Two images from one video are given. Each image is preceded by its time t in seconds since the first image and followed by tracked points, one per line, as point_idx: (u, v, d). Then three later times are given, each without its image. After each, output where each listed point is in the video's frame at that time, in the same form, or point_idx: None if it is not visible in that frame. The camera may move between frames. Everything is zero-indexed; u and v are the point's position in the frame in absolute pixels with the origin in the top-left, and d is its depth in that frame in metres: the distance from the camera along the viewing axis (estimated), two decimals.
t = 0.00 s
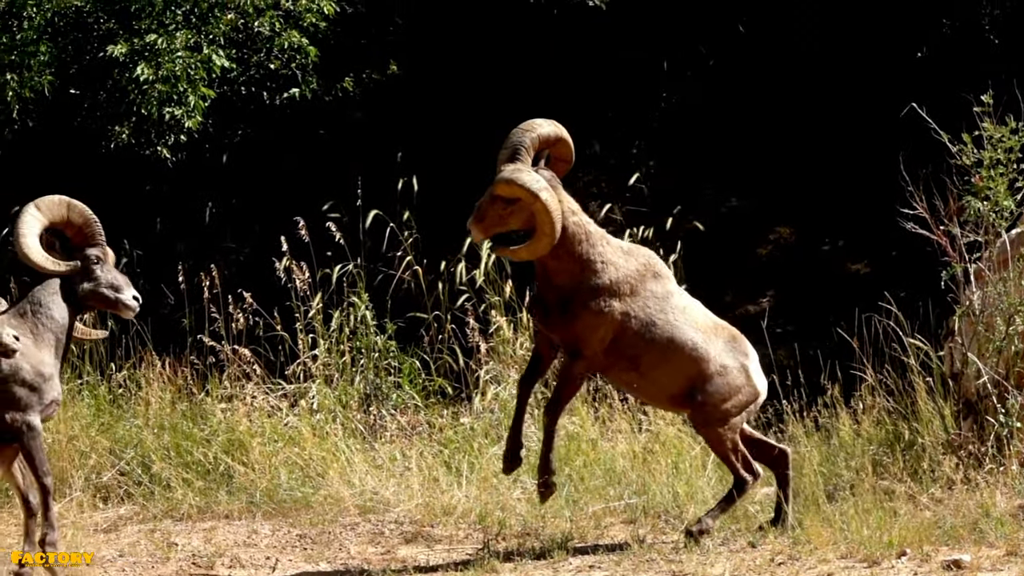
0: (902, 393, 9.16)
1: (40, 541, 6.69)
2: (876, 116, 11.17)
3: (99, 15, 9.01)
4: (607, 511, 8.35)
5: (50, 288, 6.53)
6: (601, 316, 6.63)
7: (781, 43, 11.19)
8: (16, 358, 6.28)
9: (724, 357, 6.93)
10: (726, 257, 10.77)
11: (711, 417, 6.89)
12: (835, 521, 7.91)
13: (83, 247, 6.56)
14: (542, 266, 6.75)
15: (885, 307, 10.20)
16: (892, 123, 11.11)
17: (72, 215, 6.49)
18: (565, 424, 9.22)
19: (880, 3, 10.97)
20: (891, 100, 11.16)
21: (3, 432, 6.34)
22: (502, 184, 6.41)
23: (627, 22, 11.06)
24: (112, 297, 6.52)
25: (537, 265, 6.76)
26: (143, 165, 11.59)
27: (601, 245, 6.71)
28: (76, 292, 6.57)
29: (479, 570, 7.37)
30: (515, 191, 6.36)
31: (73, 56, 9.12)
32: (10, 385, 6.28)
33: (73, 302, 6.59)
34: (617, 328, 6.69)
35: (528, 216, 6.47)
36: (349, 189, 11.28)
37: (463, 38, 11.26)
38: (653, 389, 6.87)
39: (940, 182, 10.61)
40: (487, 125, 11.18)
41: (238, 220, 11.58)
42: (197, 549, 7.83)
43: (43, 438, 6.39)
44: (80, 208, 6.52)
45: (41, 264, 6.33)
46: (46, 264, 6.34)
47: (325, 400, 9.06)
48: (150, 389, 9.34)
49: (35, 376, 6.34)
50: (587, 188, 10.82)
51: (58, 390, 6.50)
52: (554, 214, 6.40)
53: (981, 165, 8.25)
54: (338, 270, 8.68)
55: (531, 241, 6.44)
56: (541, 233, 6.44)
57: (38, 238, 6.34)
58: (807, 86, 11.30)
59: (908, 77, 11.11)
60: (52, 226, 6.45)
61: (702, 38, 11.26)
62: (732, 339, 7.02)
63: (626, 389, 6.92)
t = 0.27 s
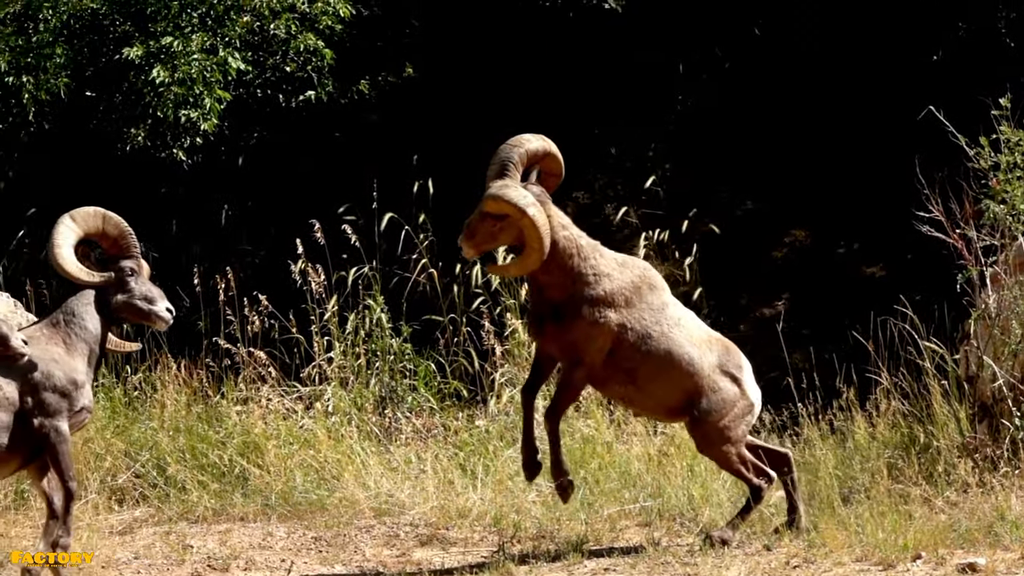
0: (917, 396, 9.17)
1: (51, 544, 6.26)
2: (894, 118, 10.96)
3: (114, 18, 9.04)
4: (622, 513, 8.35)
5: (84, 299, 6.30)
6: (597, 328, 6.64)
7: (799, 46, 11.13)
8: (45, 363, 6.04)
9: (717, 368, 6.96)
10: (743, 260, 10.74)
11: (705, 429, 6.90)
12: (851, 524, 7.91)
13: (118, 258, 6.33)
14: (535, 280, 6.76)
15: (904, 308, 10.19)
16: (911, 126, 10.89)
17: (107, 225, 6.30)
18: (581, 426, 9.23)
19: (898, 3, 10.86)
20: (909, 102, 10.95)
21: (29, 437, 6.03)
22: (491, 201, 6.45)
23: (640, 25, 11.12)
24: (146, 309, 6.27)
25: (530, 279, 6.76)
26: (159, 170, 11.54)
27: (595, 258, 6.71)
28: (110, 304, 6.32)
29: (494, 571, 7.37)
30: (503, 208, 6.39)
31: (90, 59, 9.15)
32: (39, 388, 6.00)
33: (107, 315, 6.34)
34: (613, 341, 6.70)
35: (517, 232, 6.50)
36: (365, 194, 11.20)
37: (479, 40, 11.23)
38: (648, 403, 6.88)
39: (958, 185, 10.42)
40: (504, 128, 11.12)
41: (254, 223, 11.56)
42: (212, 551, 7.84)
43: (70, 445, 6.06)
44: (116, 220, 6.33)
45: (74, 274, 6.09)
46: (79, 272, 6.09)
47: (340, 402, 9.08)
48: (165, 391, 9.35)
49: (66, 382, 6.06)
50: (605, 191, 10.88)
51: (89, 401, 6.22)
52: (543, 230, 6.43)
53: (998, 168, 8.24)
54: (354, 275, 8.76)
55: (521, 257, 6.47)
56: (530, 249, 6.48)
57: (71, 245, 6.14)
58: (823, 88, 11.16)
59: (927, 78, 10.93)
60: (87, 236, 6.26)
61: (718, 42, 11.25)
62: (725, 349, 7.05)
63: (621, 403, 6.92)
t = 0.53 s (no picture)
0: (932, 398, 9.16)
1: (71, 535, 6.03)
2: (908, 123, 11.18)
3: (130, 19, 9.07)
4: (637, 515, 8.36)
5: (121, 308, 6.33)
6: (592, 338, 6.46)
7: (813, 52, 11.33)
8: (80, 367, 6.08)
9: (711, 376, 6.82)
10: (759, 262, 10.95)
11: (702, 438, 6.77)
12: (866, 526, 7.90)
13: (158, 269, 6.36)
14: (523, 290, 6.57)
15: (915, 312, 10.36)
16: (926, 129, 11.09)
17: (148, 236, 6.32)
18: (595, 428, 9.25)
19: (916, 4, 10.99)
20: (924, 105, 11.17)
21: (62, 439, 6.06)
22: (471, 220, 6.26)
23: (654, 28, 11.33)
24: (181, 320, 6.31)
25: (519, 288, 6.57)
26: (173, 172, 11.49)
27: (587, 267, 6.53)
28: (147, 315, 6.36)
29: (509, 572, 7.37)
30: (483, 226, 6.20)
31: (105, 61, 9.14)
32: (72, 391, 6.04)
33: (144, 326, 6.37)
34: (609, 350, 6.53)
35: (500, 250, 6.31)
36: (381, 195, 11.28)
37: (501, 44, 11.36)
38: (643, 413, 6.72)
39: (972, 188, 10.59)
40: (524, 130, 11.29)
41: (269, 225, 11.49)
42: (228, 553, 7.85)
43: (102, 445, 6.06)
44: (157, 231, 6.35)
45: (112, 282, 6.12)
46: (118, 282, 6.12)
47: (355, 404, 9.11)
48: (180, 393, 9.35)
49: (99, 385, 6.10)
50: (620, 194, 11.05)
51: (123, 406, 6.25)
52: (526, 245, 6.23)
53: (1015, 170, 8.25)
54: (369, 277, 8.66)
55: (506, 275, 6.28)
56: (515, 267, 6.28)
57: (110, 255, 6.15)
58: (836, 93, 11.41)
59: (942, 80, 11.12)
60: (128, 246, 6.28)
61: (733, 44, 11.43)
62: (717, 353, 6.90)
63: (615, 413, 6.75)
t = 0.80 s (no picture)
0: (949, 400, 9.15)
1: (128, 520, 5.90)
2: (925, 123, 11.40)
3: (146, 20, 9.03)
4: (654, 516, 8.36)
5: (163, 315, 6.07)
6: (586, 337, 6.34)
7: (833, 50, 11.67)
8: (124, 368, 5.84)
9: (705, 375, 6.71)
10: (774, 263, 11.03)
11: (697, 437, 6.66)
12: (883, 527, 7.89)
13: (207, 279, 6.16)
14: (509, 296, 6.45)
15: (931, 312, 10.50)
16: (943, 129, 11.31)
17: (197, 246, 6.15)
18: (611, 429, 9.25)
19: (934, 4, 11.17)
20: (941, 106, 11.38)
21: (106, 439, 5.82)
22: (447, 248, 6.17)
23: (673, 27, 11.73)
24: (219, 335, 6.05)
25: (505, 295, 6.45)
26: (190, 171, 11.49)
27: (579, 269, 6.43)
28: (186, 326, 6.10)
29: (525, 572, 7.38)
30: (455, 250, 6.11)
31: (121, 61, 9.11)
32: (114, 392, 5.80)
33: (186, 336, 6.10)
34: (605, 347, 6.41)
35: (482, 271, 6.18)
36: (398, 195, 11.43)
37: (519, 46, 11.88)
38: (636, 413, 6.60)
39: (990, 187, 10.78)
40: (547, 135, 11.73)
41: (286, 225, 11.47)
42: (245, 553, 7.86)
43: (147, 443, 5.81)
44: (211, 244, 6.17)
45: (156, 287, 5.89)
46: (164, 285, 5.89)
47: (372, 405, 9.16)
48: (197, 394, 9.37)
49: (144, 386, 5.85)
50: (636, 194, 11.35)
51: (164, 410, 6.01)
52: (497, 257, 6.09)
53: None
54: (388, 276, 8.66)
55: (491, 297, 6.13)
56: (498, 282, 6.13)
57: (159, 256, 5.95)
58: (853, 92, 11.68)
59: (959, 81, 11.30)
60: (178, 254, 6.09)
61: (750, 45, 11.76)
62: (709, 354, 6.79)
63: (608, 414, 6.62)
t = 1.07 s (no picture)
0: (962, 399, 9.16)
1: (191, 507, 6.11)
2: (938, 121, 11.54)
3: (160, 19, 9.06)
4: (667, 515, 8.37)
5: (210, 322, 6.09)
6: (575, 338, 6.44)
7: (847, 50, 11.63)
8: (173, 370, 5.88)
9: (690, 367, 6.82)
10: (788, 263, 11.22)
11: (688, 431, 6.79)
12: (896, 526, 7.88)
13: (258, 293, 6.11)
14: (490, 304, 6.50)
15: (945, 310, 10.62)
16: (956, 127, 11.46)
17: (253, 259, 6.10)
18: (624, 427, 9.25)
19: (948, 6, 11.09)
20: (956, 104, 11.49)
21: (152, 437, 5.82)
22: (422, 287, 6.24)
23: (685, 30, 11.71)
24: (249, 351, 6.04)
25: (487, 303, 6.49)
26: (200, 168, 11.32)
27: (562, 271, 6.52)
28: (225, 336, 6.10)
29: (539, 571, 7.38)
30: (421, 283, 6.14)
31: (135, 60, 9.28)
32: (160, 392, 5.83)
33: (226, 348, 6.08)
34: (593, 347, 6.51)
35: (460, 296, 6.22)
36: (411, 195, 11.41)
37: (542, 47, 11.66)
38: (629, 409, 6.70)
39: (1003, 188, 11.04)
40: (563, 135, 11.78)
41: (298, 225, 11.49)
42: (259, 552, 7.89)
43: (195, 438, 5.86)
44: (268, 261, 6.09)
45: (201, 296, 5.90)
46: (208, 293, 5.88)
47: (386, 403, 9.20)
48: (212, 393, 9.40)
49: (192, 387, 5.91)
50: (650, 194, 11.52)
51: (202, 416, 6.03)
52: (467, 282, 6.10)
53: None
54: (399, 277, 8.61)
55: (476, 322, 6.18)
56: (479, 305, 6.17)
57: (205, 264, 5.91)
58: (869, 90, 11.73)
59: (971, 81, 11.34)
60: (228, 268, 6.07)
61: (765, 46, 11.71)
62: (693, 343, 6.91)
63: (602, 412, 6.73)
